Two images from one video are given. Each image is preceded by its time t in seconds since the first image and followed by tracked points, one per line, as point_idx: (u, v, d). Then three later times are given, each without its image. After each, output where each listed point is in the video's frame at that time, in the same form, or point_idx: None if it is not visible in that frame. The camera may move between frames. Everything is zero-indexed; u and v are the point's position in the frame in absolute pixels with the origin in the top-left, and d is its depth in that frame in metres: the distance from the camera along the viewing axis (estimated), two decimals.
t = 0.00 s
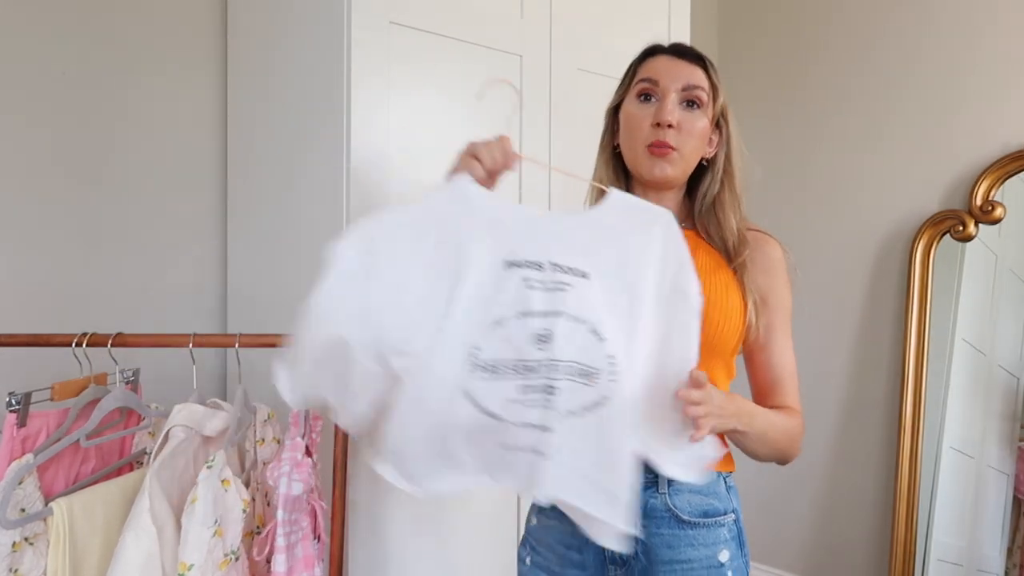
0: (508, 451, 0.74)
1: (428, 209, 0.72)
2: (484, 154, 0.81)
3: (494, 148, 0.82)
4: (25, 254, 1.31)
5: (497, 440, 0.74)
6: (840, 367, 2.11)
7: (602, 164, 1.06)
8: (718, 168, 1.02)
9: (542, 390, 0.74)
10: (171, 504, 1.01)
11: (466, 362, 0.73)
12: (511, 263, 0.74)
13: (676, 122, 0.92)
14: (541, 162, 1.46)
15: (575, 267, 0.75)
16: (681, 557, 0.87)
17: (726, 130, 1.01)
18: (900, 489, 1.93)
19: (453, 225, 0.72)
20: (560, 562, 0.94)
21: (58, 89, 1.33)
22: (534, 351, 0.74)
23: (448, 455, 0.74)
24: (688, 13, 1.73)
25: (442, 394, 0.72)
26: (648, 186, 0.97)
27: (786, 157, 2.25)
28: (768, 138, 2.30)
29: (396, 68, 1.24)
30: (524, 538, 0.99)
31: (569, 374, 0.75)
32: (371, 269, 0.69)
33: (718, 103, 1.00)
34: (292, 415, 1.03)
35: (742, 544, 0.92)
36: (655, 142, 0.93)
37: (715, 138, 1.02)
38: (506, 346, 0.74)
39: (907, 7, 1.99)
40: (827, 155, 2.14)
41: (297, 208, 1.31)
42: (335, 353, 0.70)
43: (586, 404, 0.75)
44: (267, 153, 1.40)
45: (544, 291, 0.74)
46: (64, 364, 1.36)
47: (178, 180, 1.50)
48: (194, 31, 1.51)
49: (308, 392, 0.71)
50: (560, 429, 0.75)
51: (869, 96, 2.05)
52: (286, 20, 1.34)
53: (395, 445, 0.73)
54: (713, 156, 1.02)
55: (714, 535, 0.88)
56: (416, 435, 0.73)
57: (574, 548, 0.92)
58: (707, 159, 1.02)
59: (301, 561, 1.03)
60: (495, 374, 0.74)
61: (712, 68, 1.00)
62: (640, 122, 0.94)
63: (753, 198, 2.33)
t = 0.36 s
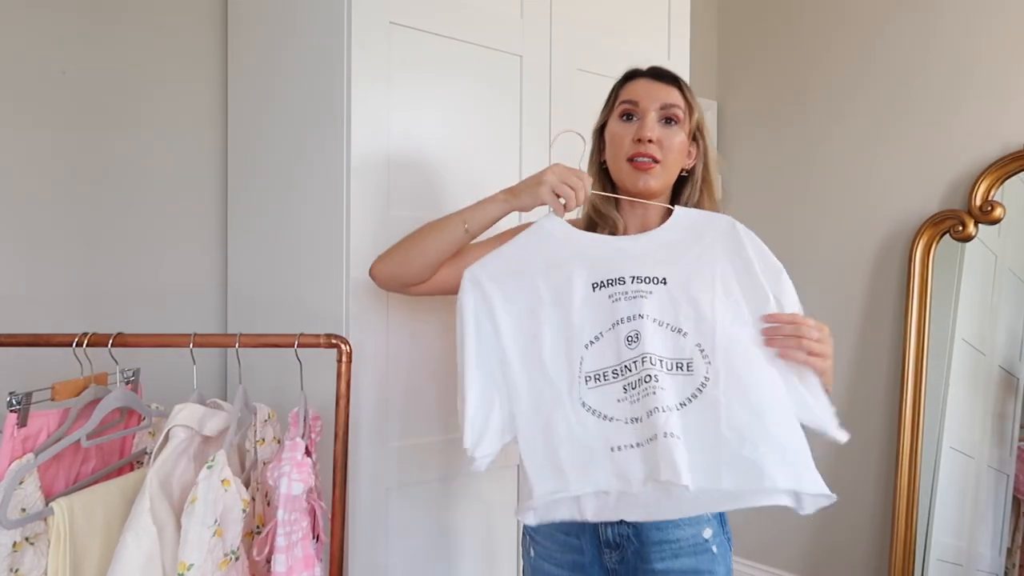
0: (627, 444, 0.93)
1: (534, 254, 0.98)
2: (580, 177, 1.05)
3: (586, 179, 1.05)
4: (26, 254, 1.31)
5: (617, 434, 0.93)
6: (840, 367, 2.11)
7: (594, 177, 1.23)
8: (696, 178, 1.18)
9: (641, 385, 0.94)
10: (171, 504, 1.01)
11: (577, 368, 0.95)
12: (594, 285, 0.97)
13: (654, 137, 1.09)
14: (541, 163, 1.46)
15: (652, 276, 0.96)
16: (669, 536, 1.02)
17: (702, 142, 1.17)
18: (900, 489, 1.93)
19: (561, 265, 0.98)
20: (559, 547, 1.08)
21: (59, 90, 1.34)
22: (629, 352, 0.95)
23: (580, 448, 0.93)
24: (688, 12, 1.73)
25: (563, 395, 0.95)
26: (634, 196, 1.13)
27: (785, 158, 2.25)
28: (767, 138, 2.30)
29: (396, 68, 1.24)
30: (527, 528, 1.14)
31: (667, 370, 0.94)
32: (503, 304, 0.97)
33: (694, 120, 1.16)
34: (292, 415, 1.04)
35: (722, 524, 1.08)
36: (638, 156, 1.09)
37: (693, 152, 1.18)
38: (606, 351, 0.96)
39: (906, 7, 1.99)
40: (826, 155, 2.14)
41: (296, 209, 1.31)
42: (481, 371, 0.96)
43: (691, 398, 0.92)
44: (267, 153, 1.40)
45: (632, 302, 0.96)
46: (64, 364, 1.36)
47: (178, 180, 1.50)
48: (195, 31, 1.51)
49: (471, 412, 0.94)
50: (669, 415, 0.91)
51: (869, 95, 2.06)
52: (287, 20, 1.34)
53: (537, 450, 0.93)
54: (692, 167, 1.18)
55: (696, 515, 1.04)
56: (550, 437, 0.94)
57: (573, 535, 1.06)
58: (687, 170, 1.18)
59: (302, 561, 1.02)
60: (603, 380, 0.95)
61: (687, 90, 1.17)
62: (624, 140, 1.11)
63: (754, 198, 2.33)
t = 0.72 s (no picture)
0: (587, 387, 1.16)
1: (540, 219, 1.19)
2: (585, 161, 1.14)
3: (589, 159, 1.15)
4: (26, 254, 1.31)
5: (578, 377, 1.16)
6: (840, 367, 2.11)
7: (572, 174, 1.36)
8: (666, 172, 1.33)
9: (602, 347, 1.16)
10: (171, 503, 1.01)
11: (554, 321, 1.17)
12: (579, 253, 1.18)
13: (630, 140, 1.22)
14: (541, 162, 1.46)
15: (626, 254, 1.17)
16: (662, 497, 1.14)
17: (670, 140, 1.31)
18: (899, 488, 1.93)
19: (556, 231, 1.18)
20: (560, 508, 1.18)
21: (59, 89, 1.34)
22: (597, 316, 1.16)
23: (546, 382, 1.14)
24: (687, 13, 1.73)
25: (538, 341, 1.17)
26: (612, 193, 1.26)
27: (785, 159, 2.25)
28: (766, 139, 2.31)
29: (397, 68, 1.24)
30: (526, 494, 1.24)
31: (627, 336, 1.16)
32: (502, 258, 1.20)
33: (663, 120, 1.29)
34: (292, 415, 1.04)
35: (703, 488, 1.21)
36: (616, 157, 1.23)
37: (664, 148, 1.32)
38: (583, 310, 1.17)
39: (905, 8, 1.99)
40: (825, 156, 2.15)
41: (297, 209, 1.31)
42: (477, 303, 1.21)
43: (639, 359, 1.16)
44: (268, 153, 1.40)
45: (608, 275, 1.17)
46: (64, 364, 1.36)
47: (178, 180, 1.50)
48: (196, 31, 1.51)
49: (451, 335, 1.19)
50: (619, 374, 1.15)
51: (868, 96, 2.06)
52: (287, 19, 1.34)
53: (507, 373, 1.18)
54: (662, 162, 1.33)
55: (683, 478, 1.17)
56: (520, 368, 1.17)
57: (574, 497, 1.17)
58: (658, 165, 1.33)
59: (304, 561, 1.02)
60: (573, 334, 1.17)
61: (656, 91, 1.29)
62: (602, 144, 1.24)
63: (753, 199, 2.34)
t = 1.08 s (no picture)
0: (596, 379, 1.21)
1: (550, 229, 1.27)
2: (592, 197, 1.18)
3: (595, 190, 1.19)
4: (25, 255, 1.31)
5: (587, 370, 1.22)
6: (840, 368, 2.11)
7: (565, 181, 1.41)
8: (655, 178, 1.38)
9: (608, 340, 1.21)
10: (171, 503, 1.01)
11: (564, 317, 1.23)
12: (586, 254, 1.24)
13: (619, 150, 1.27)
14: (541, 163, 1.46)
15: (630, 254, 1.23)
16: (659, 490, 1.17)
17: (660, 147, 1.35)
18: (899, 488, 1.93)
19: (568, 238, 1.25)
20: (560, 503, 1.21)
21: (59, 89, 1.34)
22: (604, 310, 1.21)
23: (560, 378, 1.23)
24: (688, 12, 1.74)
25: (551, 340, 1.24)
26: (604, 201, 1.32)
27: (785, 159, 2.25)
28: (766, 140, 2.31)
29: (397, 68, 1.24)
30: (527, 489, 1.27)
31: (634, 329, 1.21)
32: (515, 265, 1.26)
33: (652, 128, 1.33)
34: (292, 414, 1.03)
35: (699, 481, 1.24)
36: (606, 167, 1.28)
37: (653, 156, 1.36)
38: (590, 305, 1.22)
39: (905, 8, 1.99)
40: (825, 156, 2.15)
41: (297, 209, 1.31)
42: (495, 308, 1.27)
43: (646, 351, 1.21)
44: (268, 152, 1.40)
45: (614, 272, 1.22)
46: (64, 364, 1.36)
47: (178, 180, 1.50)
48: (195, 31, 1.51)
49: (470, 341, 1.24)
50: (627, 366, 1.20)
51: (868, 96, 2.06)
52: (287, 20, 1.34)
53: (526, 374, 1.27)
54: (652, 168, 1.37)
55: (680, 472, 1.20)
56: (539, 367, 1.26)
57: (573, 491, 1.20)
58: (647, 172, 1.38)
59: (306, 561, 1.02)
60: (584, 329, 1.23)
61: (644, 101, 1.33)
62: (592, 154, 1.29)
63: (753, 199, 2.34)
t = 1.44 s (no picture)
0: (600, 378, 1.24)
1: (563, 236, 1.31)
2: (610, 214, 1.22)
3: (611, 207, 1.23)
4: (26, 255, 1.31)
5: (591, 369, 1.25)
6: (840, 368, 2.11)
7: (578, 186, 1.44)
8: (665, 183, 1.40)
9: (613, 340, 1.24)
10: (171, 503, 1.01)
11: (571, 317, 1.26)
12: (596, 258, 1.27)
13: (631, 154, 1.29)
14: (541, 162, 1.45)
15: (639, 260, 1.26)
16: (664, 489, 1.20)
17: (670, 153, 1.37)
18: (899, 488, 1.94)
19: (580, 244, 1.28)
20: (567, 500, 1.26)
21: (59, 90, 1.34)
22: (610, 311, 1.24)
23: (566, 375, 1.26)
24: (688, 12, 1.74)
25: (558, 340, 1.27)
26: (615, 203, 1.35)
27: (785, 159, 2.25)
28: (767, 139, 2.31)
29: (397, 69, 1.24)
30: (537, 487, 1.32)
31: (638, 331, 1.24)
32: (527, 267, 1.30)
33: (662, 134, 1.36)
34: (292, 415, 1.04)
35: (707, 481, 1.26)
36: (618, 171, 1.30)
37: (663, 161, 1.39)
38: (597, 305, 1.25)
39: (906, 7, 1.99)
40: (825, 155, 2.15)
41: (297, 208, 1.31)
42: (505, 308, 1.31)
43: (649, 353, 1.24)
44: (268, 152, 1.40)
45: (622, 276, 1.25)
46: (64, 364, 1.36)
47: (177, 180, 1.50)
48: (195, 31, 1.51)
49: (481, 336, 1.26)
50: (629, 367, 1.23)
51: (868, 95, 2.06)
52: (287, 20, 1.34)
53: (532, 369, 1.30)
54: (662, 174, 1.40)
55: (685, 472, 1.22)
56: (545, 366, 1.29)
57: (581, 488, 1.25)
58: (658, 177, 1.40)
59: (306, 561, 1.02)
60: (590, 328, 1.25)
61: (656, 108, 1.35)
62: (606, 158, 1.31)
63: (753, 199, 2.34)
